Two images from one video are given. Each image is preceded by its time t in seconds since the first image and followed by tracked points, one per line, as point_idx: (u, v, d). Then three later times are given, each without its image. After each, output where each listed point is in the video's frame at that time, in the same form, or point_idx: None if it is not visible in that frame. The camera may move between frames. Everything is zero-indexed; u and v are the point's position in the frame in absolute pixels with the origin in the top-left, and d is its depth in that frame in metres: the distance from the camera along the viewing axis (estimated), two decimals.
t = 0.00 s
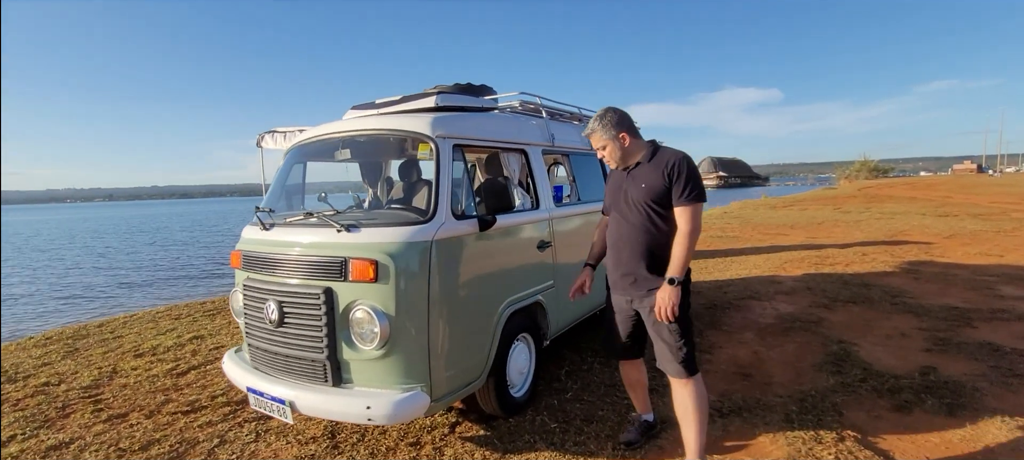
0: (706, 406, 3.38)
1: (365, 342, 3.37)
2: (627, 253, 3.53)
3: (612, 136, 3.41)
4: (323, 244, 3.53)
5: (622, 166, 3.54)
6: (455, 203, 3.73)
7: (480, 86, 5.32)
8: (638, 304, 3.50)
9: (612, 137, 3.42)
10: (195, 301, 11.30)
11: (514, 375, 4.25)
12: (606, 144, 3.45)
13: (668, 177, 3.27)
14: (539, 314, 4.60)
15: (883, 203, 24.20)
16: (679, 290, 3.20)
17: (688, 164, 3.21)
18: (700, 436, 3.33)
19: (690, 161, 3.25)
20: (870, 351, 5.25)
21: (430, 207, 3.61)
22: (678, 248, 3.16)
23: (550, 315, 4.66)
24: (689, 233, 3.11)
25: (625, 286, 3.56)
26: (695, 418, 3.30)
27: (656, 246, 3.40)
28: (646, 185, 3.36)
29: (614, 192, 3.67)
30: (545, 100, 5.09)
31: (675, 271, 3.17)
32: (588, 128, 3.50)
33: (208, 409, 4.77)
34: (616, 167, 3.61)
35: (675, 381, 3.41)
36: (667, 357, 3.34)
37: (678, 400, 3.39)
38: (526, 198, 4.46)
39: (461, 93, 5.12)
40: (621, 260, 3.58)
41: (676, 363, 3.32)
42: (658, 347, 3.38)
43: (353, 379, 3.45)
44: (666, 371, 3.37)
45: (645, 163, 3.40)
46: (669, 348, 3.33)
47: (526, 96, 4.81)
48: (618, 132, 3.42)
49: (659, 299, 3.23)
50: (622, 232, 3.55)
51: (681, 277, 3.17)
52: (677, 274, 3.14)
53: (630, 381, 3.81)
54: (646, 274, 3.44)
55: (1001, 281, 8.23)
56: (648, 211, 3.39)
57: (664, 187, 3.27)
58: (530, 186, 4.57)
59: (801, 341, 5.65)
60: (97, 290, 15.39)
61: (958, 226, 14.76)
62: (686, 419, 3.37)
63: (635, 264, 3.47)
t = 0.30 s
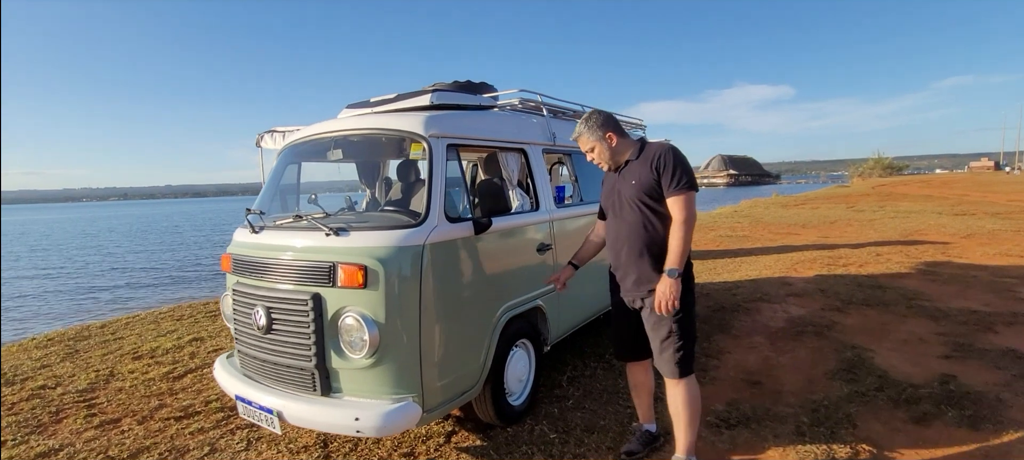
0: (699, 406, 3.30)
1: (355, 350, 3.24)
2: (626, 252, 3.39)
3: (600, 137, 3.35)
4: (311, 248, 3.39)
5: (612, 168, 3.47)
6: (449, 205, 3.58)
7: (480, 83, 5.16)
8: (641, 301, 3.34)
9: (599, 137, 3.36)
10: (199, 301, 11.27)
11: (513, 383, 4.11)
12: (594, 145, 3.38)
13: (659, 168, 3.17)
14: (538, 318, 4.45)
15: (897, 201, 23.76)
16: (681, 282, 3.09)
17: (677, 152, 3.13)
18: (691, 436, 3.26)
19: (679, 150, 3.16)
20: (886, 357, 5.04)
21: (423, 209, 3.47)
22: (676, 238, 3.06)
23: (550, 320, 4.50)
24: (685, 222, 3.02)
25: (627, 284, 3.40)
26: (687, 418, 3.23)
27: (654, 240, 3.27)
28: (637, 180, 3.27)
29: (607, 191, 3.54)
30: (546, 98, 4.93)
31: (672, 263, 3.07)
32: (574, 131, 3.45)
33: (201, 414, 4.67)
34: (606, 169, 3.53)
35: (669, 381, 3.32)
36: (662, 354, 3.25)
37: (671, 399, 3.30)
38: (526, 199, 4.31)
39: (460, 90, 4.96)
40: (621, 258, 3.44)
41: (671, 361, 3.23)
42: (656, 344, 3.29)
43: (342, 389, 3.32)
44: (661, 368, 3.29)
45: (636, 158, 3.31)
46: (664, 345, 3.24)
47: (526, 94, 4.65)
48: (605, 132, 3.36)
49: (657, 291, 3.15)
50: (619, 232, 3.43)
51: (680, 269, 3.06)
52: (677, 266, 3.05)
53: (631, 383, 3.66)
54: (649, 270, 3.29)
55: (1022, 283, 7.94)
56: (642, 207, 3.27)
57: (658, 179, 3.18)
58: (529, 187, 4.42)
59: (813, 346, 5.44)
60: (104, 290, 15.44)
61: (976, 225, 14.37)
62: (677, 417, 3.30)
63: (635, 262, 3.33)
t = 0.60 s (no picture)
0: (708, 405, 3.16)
1: (343, 355, 3.12)
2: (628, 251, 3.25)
3: (604, 130, 3.20)
4: (298, 250, 3.27)
5: (612, 164, 3.32)
6: (442, 205, 3.45)
7: (477, 78, 5.01)
8: (646, 302, 3.20)
9: (604, 130, 3.21)
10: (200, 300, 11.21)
11: (510, 387, 3.98)
12: (597, 140, 3.22)
13: (661, 164, 3.06)
14: (536, 320, 4.32)
15: (906, 197, 23.46)
16: (693, 278, 2.95)
17: (679, 147, 3.03)
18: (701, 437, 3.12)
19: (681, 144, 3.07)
20: (898, 360, 4.88)
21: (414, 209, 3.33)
22: (683, 233, 2.93)
23: (549, 322, 4.37)
24: (693, 216, 2.88)
25: (631, 285, 3.25)
26: (696, 420, 3.09)
27: (658, 238, 3.14)
28: (639, 175, 3.14)
29: (606, 189, 3.40)
30: (545, 93, 4.77)
31: (682, 258, 2.93)
32: (575, 125, 3.24)
33: (193, 419, 4.57)
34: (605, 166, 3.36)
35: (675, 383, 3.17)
36: (668, 355, 3.11)
37: (679, 402, 3.16)
38: (523, 197, 4.17)
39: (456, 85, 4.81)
40: (624, 258, 3.29)
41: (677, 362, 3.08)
42: (660, 344, 3.15)
43: (331, 395, 3.20)
44: (667, 370, 3.14)
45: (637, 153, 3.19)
46: (669, 344, 3.10)
47: (524, 88, 4.50)
48: (608, 125, 3.23)
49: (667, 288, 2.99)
50: (620, 230, 3.28)
51: (690, 263, 2.92)
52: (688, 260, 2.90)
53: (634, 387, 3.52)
54: (654, 269, 3.15)
55: None
56: (644, 203, 3.13)
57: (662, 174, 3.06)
58: (527, 184, 4.28)
59: (822, 347, 5.28)
60: (108, 289, 15.44)
61: (988, 221, 14.10)
62: (686, 420, 3.15)
63: (638, 261, 3.19)
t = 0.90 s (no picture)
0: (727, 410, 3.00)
1: (342, 353, 3.05)
2: (647, 245, 3.08)
3: (626, 113, 3.04)
4: (298, 246, 3.22)
5: (627, 152, 3.14)
6: (445, 199, 3.35)
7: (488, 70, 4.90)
8: (665, 300, 3.04)
9: (626, 114, 3.04)
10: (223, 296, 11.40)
11: (518, 388, 3.87)
12: (616, 126, 3.03)
13: (684, 154, 2.91)
14: (546, 318, 4.20)
15: (944, 192, 22.50)
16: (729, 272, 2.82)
17: (702, 137, 2.90)
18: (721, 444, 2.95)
19: (703, 134, 2.94)
20: (933, 363, 4.60)
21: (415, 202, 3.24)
22: (714, 227, 2.82)
23: (559, 320, 4.24)
24: (722, 210, 2.80)
25: (648, 282, 3.09)
26: (715, 426, 2.92)
27: (679, 231, 2.99)
28: (660, 165, 2.97)
29: (617, 181, 3.22)
30: (556, 84, 4.64)
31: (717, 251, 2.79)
32: (596, 107, 3.01)
33: (204, 414, 4.59)
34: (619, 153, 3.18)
35: (692, 387, 3.00)
36: (686, 358, 2.95)
37: (697, 407, 2.99)
38: (532, 192, 4.05)
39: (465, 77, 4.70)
40: (641, 254, 3.12)
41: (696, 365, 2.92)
42: (678, 347, 2.99)
43: (331, 393, 3.14)
44: (685, 374, 2.97)
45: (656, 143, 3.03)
46: (688, 346, 2.93)
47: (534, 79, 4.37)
48: (629, 110, 3.06)
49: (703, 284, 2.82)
50: (638, 223, 3.11)
51: (725, 257, 2.79)
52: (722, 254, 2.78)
53: (647, 392, 3.34)
54: (674, 266, 3.01)
55: None
56: (665, 194, 2.97)
57: (683, 166, 2.92)
58: (536, 179, 4.16)
59: (850, 349, 5.03)
60: (138, 284, 15.85)
61: None
62: (704, 425, 2.98)
63: (659, 255, 3.03)
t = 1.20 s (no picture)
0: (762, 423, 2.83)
1: (356, 350, 3.05)
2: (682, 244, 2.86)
3: (660, 98, 2.83)
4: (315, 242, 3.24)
5: (658, 141, 2.91)
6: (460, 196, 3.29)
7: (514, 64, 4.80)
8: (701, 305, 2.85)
9: (659, 98, 2.83)
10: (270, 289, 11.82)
11: (538, 389, 3.78)
12: (648, 111, 2.80)
13: (725, 146, 2.72)
14: (569, 319, 4.08)
15: None
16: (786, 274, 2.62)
17: (742, 130, 2.73)
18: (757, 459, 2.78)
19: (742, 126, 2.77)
20: (1001, 377, 4.18)
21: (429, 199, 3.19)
22: (763, 224, 2.64)
23: (583, 320, 4.11)
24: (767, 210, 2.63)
25: (683, 285, 2.87)
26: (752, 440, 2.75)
27: (717, 229, 2.79)
28: (699, 158, 2.76)
29: (647, 175, 2.98)
30: (583, 76, 4.49)
31: (773, 251, 2.60)
32: (629, 91, 2.79)
33: (238, 404, 4.74)
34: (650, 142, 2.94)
35: (726, 398, 2.83)
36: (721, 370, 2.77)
37: (730, 420, 2.82)
38: (555, 187, 3.94)
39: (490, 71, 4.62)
40: (674, 255, 2.90)
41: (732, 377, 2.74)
42: (711, 357, 2.82)
43: (346, 390, 3.15)
44: (720, 386, 2.80)
45: (693, 134, 2.82)
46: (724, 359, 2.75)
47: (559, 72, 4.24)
48: (661, 94, 2.86)
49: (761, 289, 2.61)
50: (672, 220, 2.88)
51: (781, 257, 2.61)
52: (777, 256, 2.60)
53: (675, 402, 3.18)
54: (712, 269, 2.80)
55: None
56: (704, 189, 2.76)
57: (724, 161, 2.72)
58: (560, 174, 4.04)
59: (905, 358, 4.65)
60: (196, 277, 16.69)
61: None
62: (738, 438, 2.81)
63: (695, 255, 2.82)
